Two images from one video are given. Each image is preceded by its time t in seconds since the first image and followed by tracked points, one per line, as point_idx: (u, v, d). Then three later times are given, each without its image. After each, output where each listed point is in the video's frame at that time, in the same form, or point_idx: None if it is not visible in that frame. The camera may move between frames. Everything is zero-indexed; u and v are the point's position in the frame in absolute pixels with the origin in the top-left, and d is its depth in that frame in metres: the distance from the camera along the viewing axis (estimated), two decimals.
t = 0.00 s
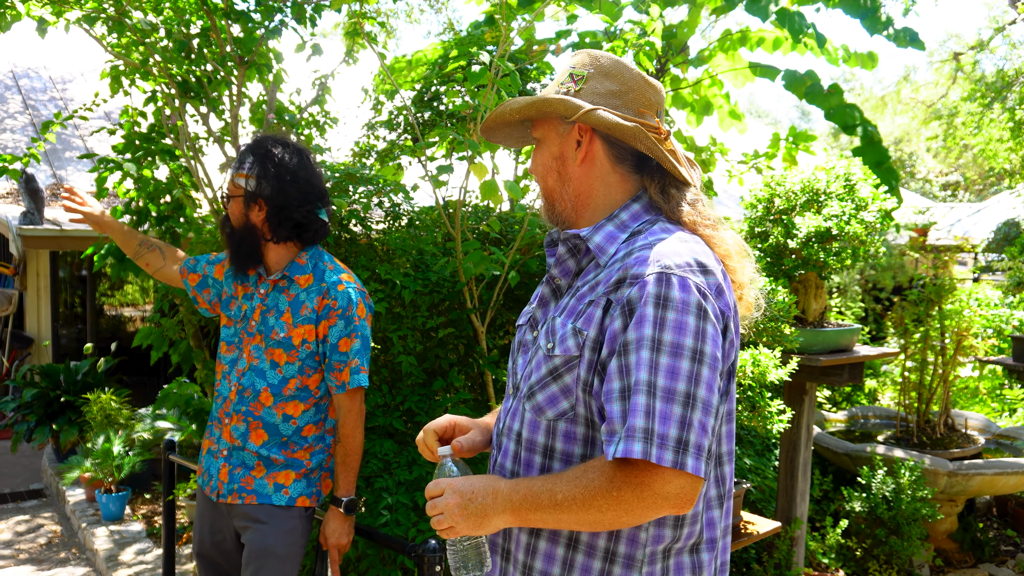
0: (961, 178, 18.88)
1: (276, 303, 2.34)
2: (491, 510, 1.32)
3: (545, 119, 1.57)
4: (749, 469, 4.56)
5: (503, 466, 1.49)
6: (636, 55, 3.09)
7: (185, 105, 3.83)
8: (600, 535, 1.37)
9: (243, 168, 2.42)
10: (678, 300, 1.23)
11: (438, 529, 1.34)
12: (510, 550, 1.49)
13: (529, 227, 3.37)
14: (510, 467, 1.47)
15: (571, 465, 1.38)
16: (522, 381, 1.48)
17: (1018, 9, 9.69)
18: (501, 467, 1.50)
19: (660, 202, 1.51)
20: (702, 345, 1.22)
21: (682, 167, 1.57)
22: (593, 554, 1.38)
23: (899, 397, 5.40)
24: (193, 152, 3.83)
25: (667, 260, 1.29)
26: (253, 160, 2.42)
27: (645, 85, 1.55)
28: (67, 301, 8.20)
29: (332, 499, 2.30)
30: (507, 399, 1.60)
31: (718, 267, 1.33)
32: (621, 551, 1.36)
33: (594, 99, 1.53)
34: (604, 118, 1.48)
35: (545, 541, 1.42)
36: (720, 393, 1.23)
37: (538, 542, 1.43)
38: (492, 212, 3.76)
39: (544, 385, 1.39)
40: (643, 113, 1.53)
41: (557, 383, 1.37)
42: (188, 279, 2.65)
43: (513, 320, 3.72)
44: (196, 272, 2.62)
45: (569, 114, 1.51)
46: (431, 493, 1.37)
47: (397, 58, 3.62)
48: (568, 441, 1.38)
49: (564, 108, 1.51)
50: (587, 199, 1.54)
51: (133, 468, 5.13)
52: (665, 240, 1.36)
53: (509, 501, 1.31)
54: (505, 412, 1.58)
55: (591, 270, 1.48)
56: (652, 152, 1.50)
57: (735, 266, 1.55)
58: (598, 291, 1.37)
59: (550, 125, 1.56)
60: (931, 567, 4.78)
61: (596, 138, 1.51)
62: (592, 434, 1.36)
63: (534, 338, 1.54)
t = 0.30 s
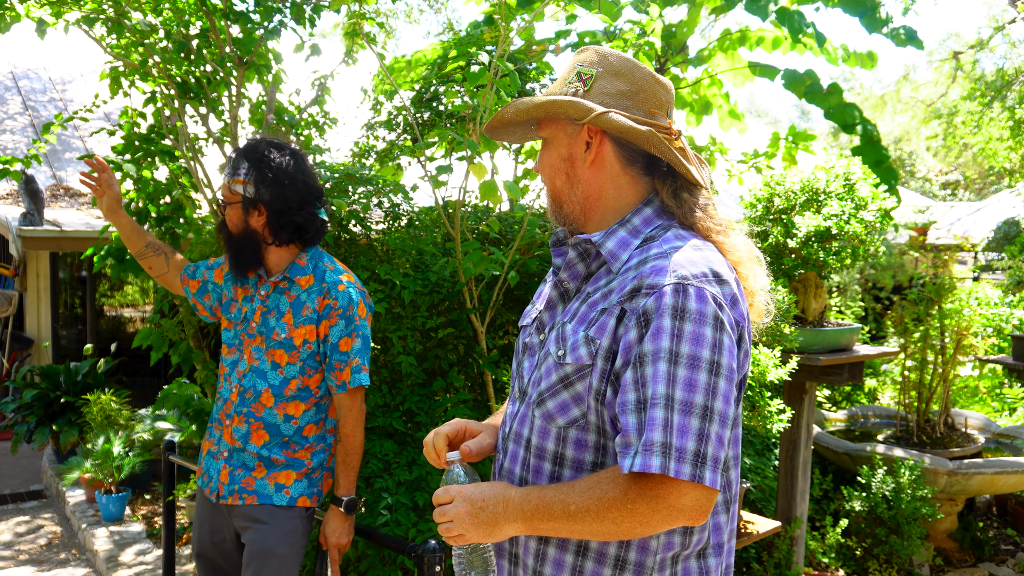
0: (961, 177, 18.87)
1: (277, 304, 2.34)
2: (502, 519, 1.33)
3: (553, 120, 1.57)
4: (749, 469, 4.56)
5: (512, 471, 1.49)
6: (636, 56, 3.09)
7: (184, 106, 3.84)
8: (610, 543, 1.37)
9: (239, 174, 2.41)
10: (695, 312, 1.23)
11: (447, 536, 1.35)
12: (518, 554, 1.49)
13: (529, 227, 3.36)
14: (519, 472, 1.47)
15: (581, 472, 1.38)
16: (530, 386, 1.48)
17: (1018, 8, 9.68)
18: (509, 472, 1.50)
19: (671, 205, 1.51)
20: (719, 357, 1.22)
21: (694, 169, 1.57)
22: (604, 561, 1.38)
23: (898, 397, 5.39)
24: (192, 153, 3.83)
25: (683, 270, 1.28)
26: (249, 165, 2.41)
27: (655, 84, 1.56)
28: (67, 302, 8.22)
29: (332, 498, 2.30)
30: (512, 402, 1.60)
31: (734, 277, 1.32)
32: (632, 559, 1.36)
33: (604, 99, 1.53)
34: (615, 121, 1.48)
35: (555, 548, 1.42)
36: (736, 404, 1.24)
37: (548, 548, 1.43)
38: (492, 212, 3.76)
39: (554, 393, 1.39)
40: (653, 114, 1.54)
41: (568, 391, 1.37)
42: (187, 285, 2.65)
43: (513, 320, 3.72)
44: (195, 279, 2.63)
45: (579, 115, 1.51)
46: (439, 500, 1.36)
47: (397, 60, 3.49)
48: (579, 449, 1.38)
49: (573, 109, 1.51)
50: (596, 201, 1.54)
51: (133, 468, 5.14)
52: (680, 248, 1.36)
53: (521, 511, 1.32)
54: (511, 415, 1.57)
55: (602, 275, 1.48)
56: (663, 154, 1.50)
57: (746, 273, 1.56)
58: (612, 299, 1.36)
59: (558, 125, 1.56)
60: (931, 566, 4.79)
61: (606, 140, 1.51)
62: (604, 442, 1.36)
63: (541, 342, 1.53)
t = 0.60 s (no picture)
0: (961, 177, 18.88)
1: (276, 305, 2.34)
2: (513, 523, 1.32)
3: (554, 118, 1.56)
4: (749, 468, 4.56)
5: (516, 473, 1.49)
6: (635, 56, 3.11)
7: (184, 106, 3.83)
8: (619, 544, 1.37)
9: (237, 179, 2.41)
10: (707, 315, 1.24)
11: (454, 540, 1.32)
12: (523, 557, 1.49)
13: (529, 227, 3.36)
14: (525, 474, 1.47)
15: (590, 474, 1.38)
16: (534, 388, 1.48)
17: (1017, 7, 9.68)
18: (514, 475, 1.50)
19: (675, 206, 1.52)
20: (731, 359, 1.23)
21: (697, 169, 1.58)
22: (613, 562, 1.38)
23: (898, 396, 5.40)
24: (191, 153, 3.83)
25: (695, 273, 1.28)
26: (247, 169, 2.40)
27: (658, 83, 1.56)
28: (67, 302, 8.22)
29: (334, 497, 2.30)
30: (514, 404, 1.60)
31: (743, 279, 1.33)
32: (641, 558, 1.37)
33: (608, 98, 1.53)
34: (621, 121, 1.48)
35: (563, 549, 1.42)
36: (748, 406, 1.25)
37: (556, 550, 1.43)
38: (491, 212, 3.76)
39: (562, 396, 1.39)
40: (657, 114, 1.54)
41: (576, 394, 1.37)
42: (181, 288, 2.64)
43: (513, 320, 3.72)
44: (190, 281, 2.62)
45: (584, 114, 1.50)
46: (446, 503, 1.34)
47: (396, 59, 3.48)
48: (588, 450, 1.38)
49: (577, 107, 1.50)
50: (599, 201, 1.54)
51: (133, 468, 5.14)
52: (690, 251, 1.36)
53: (531, 515, 1.31)
54: (513, 417, 1.57)
55: (608, 277, 1.48)
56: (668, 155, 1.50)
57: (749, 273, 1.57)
58: (622, 302, 1.36)
59: (560, 124, 1.55)
60: (931, 565, 4.79)
61: (610, 139, 1.51)
62: (614, 444, 1.36)
63: (544, 344, 1.53)
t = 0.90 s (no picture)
0: (962, 178, 18.86)
1: (276, 307, 2.34)
2: (517, 527, 1.32)
3: (556, 120, 1.56)
4: (748, 470, 4.56)
5: (518, 477, 1.50)
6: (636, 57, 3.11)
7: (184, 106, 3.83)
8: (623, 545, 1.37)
9: (235, 181, 2.40)
10: (714, 320, 1.24)
11: (456, 545, 1.33)
12: (525, 559, 1.49)
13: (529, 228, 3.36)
14: (527, 478, 1.47)
15: (594, 476, 1.39)
16: (537, 392, 1.48)
17: (1017, 8, 9.67)
18: (516, 478, 1.50)
19: (677, 209, 1.52)
20: (738, 364, 1.24)
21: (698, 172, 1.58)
22: (617, 563, 1.38)
23: (898, 397, 5.40)
24: (192, 154, 3.83)
25: (702, 279, 1.29)
26: (245, 172, 2.40)
27: (660, 86, 1.56)
28: (67, 302, 8.22)
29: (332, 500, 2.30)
30: (514, 407, 1.60)
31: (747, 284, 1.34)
32: (644, 559, 1.37)
33: (610, 101, 1.53)
34: (624, 124, 1.47)
35: (566, 552, 1.42)
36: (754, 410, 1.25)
37: (559, 552, 1.43)
38: (491, 214, 3.76)
39: (567, 399, 1.39)
40: (659, 117, 1.54)
41: (581, 397, 1.37)
42: (171, 289, 2.62)
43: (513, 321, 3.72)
44: (180, 283, 2.60)
45: (587, 116, 1.50)
46: (449, 508, 1.35)
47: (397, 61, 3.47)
48: (592, 453, 1.38)
49: (580, 109, 1.50)
50: (599, 203, 1.54)
51: (134, 469, 5.14)
52: (695, 255, 1.36)
53: (536, 519, 1.31)
54: (513, 420, 1.57)
55: (612, 281, 1.48)
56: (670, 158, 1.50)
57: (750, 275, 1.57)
58: (628, 306, 1.37)
59: (562, 126, 1.55)
60: (931, 566, 4.79)
61: (612, 142, 1.51)
62: (618, 446, 1.37)
63: (546, 347, 1.54)
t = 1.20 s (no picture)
0: (963, 180, 18.85)
1: (275, 309, 2.34)
2: (521, 529, 1.32)
3: (552, 125, 1.56)
4: (748, 471, 4.56)
5: (520, 479, 1.50)
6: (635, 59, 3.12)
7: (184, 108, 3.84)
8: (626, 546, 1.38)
9: (234, 182, 2.40)
10: (716, 320, 1.24)
11: (461, 549, 1.34)
12: (527, 561, 1.49)
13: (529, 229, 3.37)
14: (529, 480, 1.48)
15: (597, 477, 1.39)
16: (538, 394, 1.48)
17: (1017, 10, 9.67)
18: (517, 480, 1.50)
19: (675, 211, 1.53)
20: (740, 363, 1.24)
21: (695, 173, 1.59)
22: (620, 564, 1.38)
23: (898, 399, 5.40)
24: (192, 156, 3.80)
25: (704, 280, 1.29)
26: (245, 173, 2.40)
27: (656, 87, 1.56)
28: (68, 304, 8.23)
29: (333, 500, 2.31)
30: (514, 409, 1.60)
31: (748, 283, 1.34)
32: (648, 559, 1.37)
33: (606, 103, 1.53)
34: (621, 126, 1.48)
35: (570, 553, 1.42)
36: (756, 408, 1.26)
37: (562, 553, 1.43)
38: (491, 215, 3.77)
39: (568, 401, 1.39)
40: (655, 118, 1.54)
41: (583, 399, 1.38)
42: (168, 305, 2.61)
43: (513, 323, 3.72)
44: (175, 296, 2.60)
45: (584, 119, 1.50)
46: (452, 512, 1.34)
47: (398, 62, 3.49)
48: (595, 454, 1.39)
49: (577, 112, 1.50)
50: (598, 206, 1.55)
51: (134, 471, 5.14)
52: (697, 256, 1.37)
53: (539, 521, 1.31)
54: (514, 423, 1.58)
55: (613, 283, 1.48)
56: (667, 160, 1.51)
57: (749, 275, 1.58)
58: (630, 307, 1.37)
59: (559, 129, 1.55)
60: (931, 568, 4.79)
61: (609, 144, 1.52)
62: (621, 447, 1.37)
63: (546, 349, 1.54)
